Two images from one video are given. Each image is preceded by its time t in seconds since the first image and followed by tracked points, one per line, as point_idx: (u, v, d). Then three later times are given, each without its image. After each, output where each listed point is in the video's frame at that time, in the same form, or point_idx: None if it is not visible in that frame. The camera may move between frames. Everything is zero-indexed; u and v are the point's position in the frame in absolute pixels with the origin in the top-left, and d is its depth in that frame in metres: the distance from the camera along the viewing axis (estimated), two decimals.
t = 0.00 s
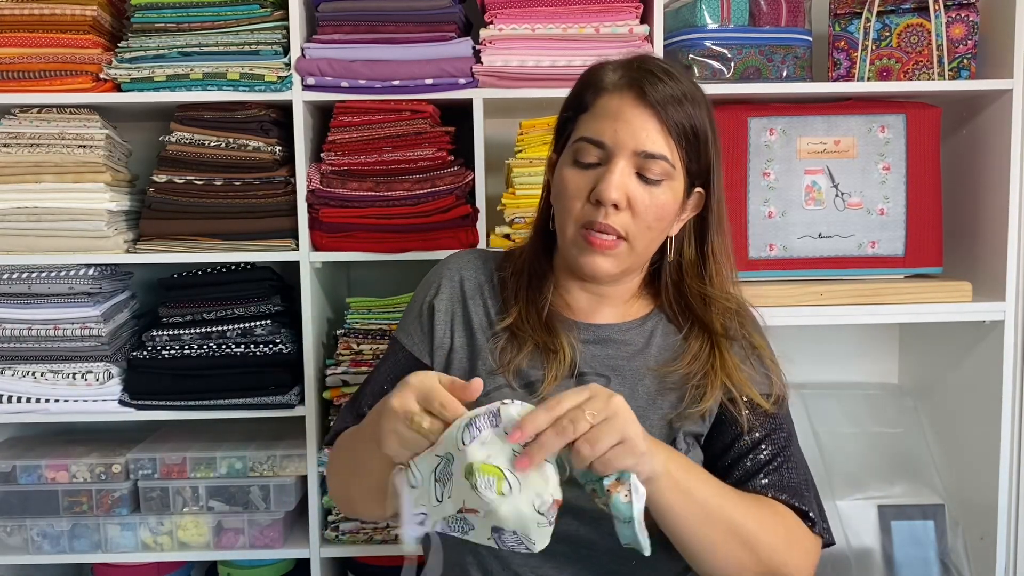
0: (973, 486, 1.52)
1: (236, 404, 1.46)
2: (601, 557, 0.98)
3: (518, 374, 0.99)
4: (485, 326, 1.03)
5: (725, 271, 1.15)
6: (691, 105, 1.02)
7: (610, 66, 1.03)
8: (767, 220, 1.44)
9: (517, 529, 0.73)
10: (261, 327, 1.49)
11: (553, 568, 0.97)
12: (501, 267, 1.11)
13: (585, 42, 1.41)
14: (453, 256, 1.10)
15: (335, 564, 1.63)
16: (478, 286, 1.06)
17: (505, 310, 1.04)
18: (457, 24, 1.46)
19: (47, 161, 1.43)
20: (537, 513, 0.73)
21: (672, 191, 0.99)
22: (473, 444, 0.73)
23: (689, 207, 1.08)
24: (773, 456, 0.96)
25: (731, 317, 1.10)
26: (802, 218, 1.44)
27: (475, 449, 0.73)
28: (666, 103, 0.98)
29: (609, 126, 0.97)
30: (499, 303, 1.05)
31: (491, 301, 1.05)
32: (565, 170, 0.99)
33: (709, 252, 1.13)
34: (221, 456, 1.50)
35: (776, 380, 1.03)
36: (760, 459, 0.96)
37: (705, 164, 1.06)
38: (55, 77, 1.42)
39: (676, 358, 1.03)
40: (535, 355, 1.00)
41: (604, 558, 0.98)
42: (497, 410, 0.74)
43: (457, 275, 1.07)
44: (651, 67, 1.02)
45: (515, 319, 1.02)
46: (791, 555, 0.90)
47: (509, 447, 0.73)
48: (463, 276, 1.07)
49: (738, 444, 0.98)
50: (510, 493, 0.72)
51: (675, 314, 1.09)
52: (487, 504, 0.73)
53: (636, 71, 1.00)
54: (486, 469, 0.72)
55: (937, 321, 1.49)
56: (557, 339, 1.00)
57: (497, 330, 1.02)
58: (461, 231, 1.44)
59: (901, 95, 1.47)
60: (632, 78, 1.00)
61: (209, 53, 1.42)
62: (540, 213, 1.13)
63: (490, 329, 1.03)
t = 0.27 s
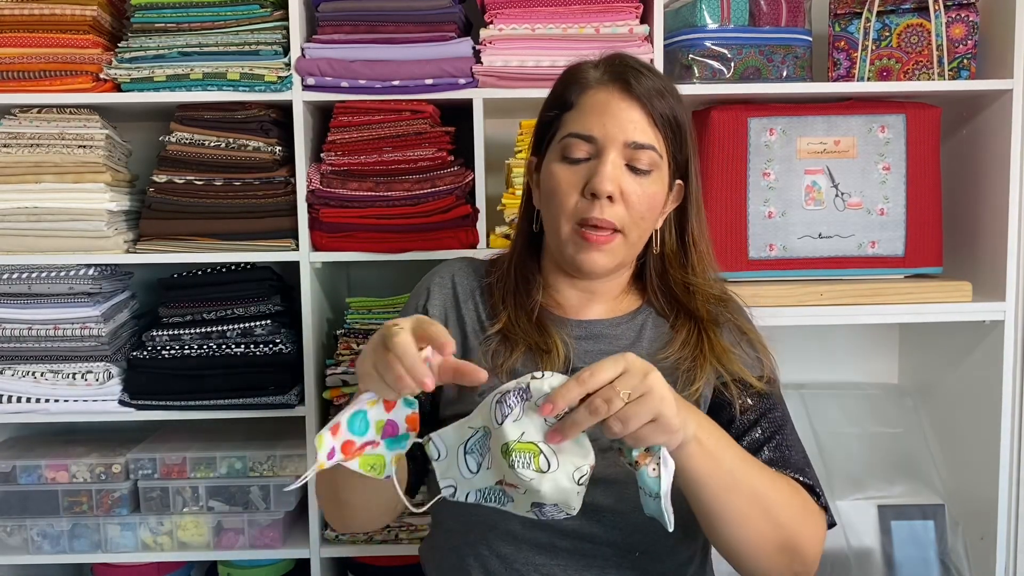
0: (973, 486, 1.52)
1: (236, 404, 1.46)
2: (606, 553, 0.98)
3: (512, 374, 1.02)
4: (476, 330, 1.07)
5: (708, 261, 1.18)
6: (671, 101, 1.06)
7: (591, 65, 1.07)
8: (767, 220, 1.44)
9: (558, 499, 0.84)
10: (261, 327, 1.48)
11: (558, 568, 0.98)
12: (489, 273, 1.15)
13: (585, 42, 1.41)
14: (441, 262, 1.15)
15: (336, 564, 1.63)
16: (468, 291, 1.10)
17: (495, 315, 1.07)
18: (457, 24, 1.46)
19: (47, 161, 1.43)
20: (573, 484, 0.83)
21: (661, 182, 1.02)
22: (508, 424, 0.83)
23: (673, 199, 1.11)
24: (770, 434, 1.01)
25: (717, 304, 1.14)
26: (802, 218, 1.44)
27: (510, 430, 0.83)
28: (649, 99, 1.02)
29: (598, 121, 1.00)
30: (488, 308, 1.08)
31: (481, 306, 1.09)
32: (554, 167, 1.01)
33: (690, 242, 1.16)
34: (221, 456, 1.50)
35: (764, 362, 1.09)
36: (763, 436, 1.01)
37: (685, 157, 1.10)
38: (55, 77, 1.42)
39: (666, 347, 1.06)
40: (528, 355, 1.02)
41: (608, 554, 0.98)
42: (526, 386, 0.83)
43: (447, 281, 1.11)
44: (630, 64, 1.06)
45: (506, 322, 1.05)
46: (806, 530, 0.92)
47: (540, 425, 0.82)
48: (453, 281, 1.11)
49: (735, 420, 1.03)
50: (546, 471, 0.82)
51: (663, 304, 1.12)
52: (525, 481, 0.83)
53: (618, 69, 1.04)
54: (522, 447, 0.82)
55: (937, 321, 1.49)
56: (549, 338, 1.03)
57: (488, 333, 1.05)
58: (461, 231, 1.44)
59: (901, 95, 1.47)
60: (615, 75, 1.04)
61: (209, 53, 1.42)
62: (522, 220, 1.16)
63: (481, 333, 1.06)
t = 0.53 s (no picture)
0: (973, 485, 1.52)
1: (236, 404, 1.46)
2: (606, 550, 0.98)
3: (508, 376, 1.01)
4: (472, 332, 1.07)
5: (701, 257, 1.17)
6: (670, 102, 1.06)
7: (590, 66, 1.07)
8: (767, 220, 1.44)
9: (556, 483, 0.84)
10: (261, 327, 1.49)
11: (558, 567, 0.97)
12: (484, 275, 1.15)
13: (585, 43, 1.41)
14: (435, 267, 1.15)
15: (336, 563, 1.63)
16: (464, 294, 1.10)
17: (490, 317, 1.07)
18: (457, 24, 1.46)
19: (47, 161, 1.43)
20: (576, 476, 0.83)
21: (660, 183, 1.02)
22: (528, 401, 0.82)
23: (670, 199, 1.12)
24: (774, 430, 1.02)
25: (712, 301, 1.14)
26: (802, 218, 1.44)
27: (530, 407, 0.82)
28: (648, 100, 1.02)
29: (599, 122, 1.00)
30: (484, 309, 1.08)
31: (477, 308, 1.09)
32: (554, 168, 1.01)
33: (683, 242, 1.16)
34: (221, 456, 1.50)
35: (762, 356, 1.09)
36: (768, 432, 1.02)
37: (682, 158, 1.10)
38: (55, 77, 1.42)
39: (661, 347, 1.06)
40: (524, 355, 1.02)
41: (608, 552, 0.98)
42: (554, 373, 0.81)
43: (442, 284, 1.11)
44: (628, 65, 1.06)
45: (502, 324, 1.05)
46: (823, 523, 0.93)
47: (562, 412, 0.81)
48: (448, 283, 1.11)
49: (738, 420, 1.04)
50: (553, 458, 0.82)
51: (659, 303, 1.12)
52: (530, 460, 0.82)
53: (616, 69, 1.04)
54: (534, 429, 0.82)
55: (937, 321, 1.49)
56: (544, 338, 1.03)
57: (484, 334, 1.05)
58: (461, 231, 1.44)
59: (901, 95, 1.47)
60: (614, 76, 1.04)
61: (209, 53, 1.42)
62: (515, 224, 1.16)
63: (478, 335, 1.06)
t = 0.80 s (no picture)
0: (972, 486, 1.52)
1: (236, 404, 1.46)
2: (604, 549, 0.92)
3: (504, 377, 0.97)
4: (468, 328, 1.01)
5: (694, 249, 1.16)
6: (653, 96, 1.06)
7: (571, 65, 1.07)
8: (767, 220, 1.44)
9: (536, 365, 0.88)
10: (261, 327, 1.48)
11: (555, 568, 0.92)
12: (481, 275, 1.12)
13: (585, 43, 1.41)
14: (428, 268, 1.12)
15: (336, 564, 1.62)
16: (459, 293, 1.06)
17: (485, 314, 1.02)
18: (457, 24, 1.46)
19: (47, 162, 1.43)
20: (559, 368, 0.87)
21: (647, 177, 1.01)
22: (550, 295, 0.85)
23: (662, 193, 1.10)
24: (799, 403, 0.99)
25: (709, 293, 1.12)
26: (802, 218, 1.44)
27: (549, 300, 0.85)
28: (629, 93, 1.02)
29: (580, 119, 0.99)
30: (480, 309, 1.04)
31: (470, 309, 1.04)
32: (540, 168, 1.01)
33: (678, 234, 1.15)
34: (221, 456, 1.50)
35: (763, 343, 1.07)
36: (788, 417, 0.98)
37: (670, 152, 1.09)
38: (56, 77, 1.42)
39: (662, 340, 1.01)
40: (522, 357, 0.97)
41: (607, 551, 0.92)
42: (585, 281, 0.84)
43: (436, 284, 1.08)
44: (610, 61, 1.05)
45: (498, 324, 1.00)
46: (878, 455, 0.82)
47: (576, 319, 0.85)
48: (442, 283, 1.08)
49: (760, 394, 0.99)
50: (546, 349, 0.86)
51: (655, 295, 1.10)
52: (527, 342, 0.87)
53: (598, 66, 1.04)
54: (543, 320, 0.85)
55: (937, 321, 1.49)
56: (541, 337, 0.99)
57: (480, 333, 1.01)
58: (461, 231, 1.44)
59: (901, 95, 1.47)
60: (595, 74, 1.04)
61: (209, 53, 1.42)
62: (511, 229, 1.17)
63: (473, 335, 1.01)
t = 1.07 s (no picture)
0: (972, 485, 1.52)
1: (237, 404, 1.46)
2: (608, 537, 0.91)
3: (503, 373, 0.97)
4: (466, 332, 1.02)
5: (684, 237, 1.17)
6: (642, 98, 1.06)
7: (558, 72, 1.07)
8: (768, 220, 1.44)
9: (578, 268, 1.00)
10: (261, 327, 1.48)
11: (558, 558, 0.92)
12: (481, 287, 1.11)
13: (585, 43, 1.41)
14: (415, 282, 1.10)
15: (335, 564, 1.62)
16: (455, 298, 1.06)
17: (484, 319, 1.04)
18: (457, 24, 1.46)
19: (47, 162, 1.43)
20: (599, 265, 0.98)
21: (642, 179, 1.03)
22: (577, 198, 0.96)
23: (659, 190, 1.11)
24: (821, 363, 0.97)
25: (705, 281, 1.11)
26: (802, 218, 1.44)
27: (576, 203, 0.96)
28: (619, 100, 1.02)
29: (571, 129, 1.00)
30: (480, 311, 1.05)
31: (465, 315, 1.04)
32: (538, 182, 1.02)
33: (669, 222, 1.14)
34: (221, 456, 1.50)
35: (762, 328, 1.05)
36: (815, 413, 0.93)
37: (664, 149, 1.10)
38: (55, 77, 1.42)
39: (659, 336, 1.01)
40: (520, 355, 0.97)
41: (611, 539, 0.92)
42: (603, 180, 0.96)
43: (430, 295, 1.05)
44: (597, 67, 1.06)
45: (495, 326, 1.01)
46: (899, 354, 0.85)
47: (603, 215, 0.97)
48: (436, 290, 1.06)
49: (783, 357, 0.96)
50: (584, 246, 0.97)
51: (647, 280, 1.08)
52: (566, 245, 0.98)
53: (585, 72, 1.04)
54: (575, 222, 0.97)
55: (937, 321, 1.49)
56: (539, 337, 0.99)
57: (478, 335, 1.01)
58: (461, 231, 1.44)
59: (901, 95, 1.47)
60: (583, 80, 1.04)
61: (208, 53, 1.42)
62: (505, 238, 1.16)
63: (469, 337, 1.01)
